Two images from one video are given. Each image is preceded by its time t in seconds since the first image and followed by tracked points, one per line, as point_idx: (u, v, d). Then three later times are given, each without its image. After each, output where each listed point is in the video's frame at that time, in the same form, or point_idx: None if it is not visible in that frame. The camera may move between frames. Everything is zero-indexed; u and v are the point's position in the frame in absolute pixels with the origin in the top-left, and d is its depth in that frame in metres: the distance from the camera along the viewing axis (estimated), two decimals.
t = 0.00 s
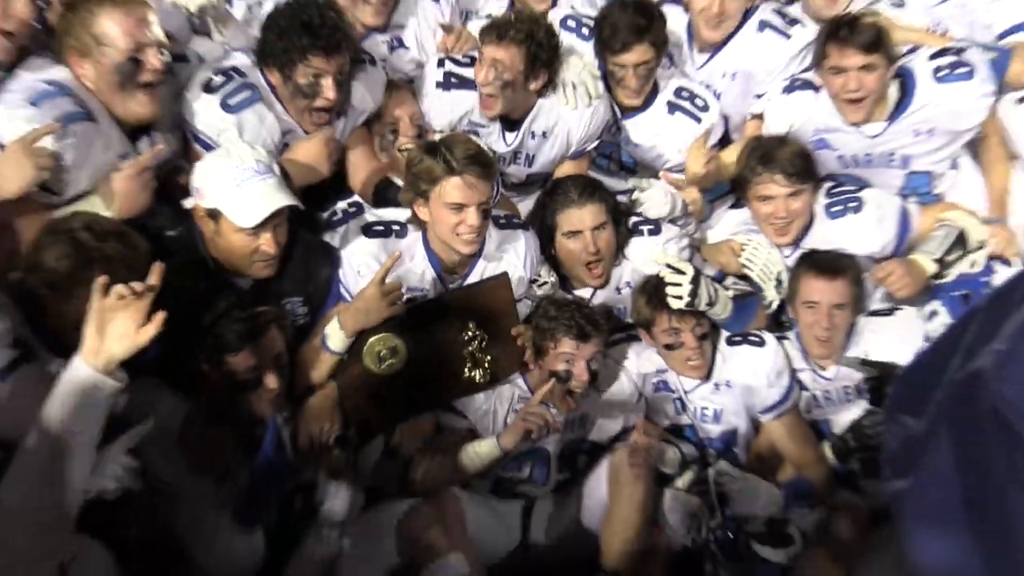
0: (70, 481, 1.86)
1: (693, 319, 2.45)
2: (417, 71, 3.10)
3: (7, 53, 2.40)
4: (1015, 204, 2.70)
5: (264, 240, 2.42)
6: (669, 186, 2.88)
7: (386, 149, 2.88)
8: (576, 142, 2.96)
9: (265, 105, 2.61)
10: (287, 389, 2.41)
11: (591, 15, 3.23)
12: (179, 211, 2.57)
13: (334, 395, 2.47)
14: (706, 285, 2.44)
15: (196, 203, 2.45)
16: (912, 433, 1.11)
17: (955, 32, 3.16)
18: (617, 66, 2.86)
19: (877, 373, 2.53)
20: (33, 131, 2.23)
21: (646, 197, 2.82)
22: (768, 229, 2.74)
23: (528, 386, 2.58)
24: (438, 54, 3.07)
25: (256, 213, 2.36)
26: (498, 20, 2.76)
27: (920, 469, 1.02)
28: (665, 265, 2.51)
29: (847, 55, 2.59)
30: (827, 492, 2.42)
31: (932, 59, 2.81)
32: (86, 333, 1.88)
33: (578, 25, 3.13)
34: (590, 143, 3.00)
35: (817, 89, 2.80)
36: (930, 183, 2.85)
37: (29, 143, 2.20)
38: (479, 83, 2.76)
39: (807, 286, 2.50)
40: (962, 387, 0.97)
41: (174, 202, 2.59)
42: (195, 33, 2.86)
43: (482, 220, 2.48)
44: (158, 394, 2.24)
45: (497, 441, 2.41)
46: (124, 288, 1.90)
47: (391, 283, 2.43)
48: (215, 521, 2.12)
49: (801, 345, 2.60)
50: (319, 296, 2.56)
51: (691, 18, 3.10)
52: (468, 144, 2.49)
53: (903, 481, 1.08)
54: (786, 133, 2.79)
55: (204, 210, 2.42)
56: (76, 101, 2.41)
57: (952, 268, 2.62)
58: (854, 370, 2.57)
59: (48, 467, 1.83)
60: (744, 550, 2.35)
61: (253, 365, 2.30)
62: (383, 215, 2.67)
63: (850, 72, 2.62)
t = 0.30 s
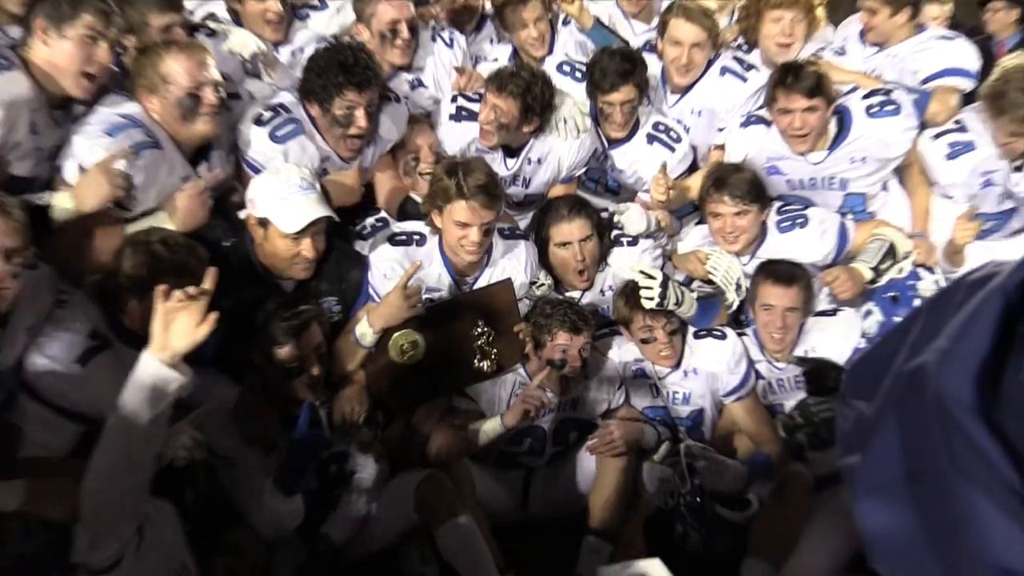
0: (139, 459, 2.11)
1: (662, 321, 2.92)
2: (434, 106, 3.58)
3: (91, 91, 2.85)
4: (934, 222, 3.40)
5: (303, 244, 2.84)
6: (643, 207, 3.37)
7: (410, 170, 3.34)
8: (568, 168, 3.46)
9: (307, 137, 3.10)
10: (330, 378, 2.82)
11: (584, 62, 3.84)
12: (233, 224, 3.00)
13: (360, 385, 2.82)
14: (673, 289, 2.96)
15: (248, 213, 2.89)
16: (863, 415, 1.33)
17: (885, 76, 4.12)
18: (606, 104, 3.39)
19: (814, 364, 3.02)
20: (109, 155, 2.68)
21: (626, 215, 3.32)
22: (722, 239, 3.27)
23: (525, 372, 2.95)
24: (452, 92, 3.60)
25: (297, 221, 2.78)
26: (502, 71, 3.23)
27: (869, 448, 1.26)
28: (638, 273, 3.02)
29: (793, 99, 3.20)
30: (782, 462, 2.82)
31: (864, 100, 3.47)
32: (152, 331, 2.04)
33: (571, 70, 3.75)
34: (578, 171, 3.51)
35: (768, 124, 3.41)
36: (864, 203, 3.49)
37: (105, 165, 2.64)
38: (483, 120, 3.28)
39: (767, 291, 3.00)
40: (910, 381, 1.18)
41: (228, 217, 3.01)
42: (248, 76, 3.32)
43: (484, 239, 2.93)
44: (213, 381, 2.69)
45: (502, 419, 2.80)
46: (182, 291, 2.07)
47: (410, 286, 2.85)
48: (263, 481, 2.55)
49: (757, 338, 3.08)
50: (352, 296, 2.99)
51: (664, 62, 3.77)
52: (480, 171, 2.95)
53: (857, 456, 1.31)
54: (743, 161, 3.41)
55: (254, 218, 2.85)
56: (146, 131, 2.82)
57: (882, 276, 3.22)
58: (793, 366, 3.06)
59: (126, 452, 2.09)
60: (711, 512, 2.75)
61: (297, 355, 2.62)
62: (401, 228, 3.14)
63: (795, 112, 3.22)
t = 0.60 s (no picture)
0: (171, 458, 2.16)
1: (659, 323, 3.09)
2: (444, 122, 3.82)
3: (124, 110, 2.98)
4: (913, 232, 3.67)
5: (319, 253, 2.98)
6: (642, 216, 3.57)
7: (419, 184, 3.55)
8: (566, 184, 3.64)
9: (324, 151, 3.28)
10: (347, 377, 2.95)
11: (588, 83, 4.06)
12: (256, 233, 3.16)
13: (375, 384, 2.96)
14: (670, 292, 3.09)
15: (269, 224, 3.04)
16: (864, 414, 1.28)
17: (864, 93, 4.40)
18: (608, 123, 3.61)
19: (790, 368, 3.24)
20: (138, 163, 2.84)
21: (625, 224, 3.54)
22: (713, 246, 3.47)
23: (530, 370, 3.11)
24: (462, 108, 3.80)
25: (314, 232, 2.93)
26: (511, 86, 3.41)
27: (871, 445, 1.23)
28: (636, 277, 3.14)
29: (779, 114, 3.41)
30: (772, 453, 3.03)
31: (847, 117, 3.70)
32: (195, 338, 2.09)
33: (576, 89, 3.97)
34: (577, 184, 3.68)
35: (756, 140, 3.63)
36: (848, 213, 3.73)
37: (134, 173, 2.80)
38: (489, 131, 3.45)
39: (772, 302, 3.20)
40: (910, 383, 1.16)
41: (252, 227, 3.17)
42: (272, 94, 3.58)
43: (490, 242, 3.12)
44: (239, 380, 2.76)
45: (508, 419, 2.97)
46: (225, 300, 2.09)
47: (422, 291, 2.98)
48: (282, 475, 2.72)
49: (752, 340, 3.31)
50: (367, 301, 3.14)
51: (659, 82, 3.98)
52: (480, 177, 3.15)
53: (858, 454, 1.27)
54: (734, 174, 3.61)
55: (275, 230, 3.00)
56: (175, 147, 2.99)
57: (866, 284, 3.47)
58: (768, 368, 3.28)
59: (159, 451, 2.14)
60: (707, 505, 2.92)
61: (316, 357, 2.73)
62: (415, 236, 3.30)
63: (781, 127, 3.43)
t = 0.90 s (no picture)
0: (176, 472, 2.15)
1: (665, 335, 3.06)
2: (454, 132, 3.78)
3: (134, 116, 2.96)
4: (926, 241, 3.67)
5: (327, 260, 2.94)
6: (652, 224, 3.56)
7: (427, 194, 3.53)
8: (572, 196, 3.63)
9: (332, 159, 3.27)
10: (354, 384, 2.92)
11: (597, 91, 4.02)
12: (265, 241, 3.16)
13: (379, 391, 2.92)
14: (678, 300, 3.13)
15: (276, 234, 3.01)
16: (892, 425, 1.32)
17: (870, 99, 4.37)
18: (619, 131, 3.61)
19: (806, 370, 3.22)
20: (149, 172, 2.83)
21: (635, 232, 3.52)
22: (724, 254, 3.46)
23: (539, 380, 3.07)
24: (471, 117, 3.79)
25: (320, 240, 2.90)
26: (517, 96, 3.42)
27: (898, 457, 1.25)
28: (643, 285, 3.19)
29: (790, 118, 3.40)
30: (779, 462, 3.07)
31: (856, 122, 3.68)
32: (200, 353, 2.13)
33: (586, 98, 3.92)
34: (584, 200, 3.67)
35: (766, 146, 3.59)
36: (859, 219, 3.69)
37: (145, 182, 2.79)
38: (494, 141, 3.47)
39: (780, 302, 3.21)
40: (938, 396, 1.20)
41: (259, 233, 3.16)
42: (281, 103, 3.58)
43: (500, 250, 3.10)
44: (245, 386, 2.67)
45: (514, 426, 2.99)
46: (233, 317, 2.17)
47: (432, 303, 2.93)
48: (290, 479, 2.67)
49: (762, 347, 3.30)
50: (375, 309, 3.11)
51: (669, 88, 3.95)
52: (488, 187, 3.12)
53: (885, 465, 1.29)
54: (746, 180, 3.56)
55: (281, 239, 2.96)
56: (184, 155, 2.98)
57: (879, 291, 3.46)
58: (786, 372, 3.26)
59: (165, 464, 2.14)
60: (717, 514, 2.90)
61: (325, 365, 2.68)
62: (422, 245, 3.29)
63: (792, 132, 3.42)
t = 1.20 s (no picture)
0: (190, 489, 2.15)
1: (679, 342, 3.04)
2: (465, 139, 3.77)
3: (146, 124, 2.96)
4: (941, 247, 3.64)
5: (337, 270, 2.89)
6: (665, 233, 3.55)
7: (440, 203, 3.52)
8: (581, 208, 3.61)
9: (342, 165, 3.23)
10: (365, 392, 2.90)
11: (610, 101, 3.97)
12: (274, 249, 3.12)
13: (388, 399, 2.90)
14: (692, 311, 3.05)
15: (289, 243, 2.96)
16: (923, 428, 1.10)
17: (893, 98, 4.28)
18: (631, 139, 3.61)
19: (822, 373, 3.17)
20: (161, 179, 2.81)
21: (648, 241, 3.50)
22: (737, 262, 3.45)
23: (552, 389, 3.02)
24: (484, 125, 3.77)
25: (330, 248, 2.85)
26: (527, 104, 3.44)
27: (934, 463, 1.04)
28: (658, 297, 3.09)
29: (800, 126, 3.40)
30: (794, 470, 3.02)
31: (868, 129, 3.67)
32: (203, 374, 2.09)
33: (599, 108, 3.88)
34: (593, 211, 3.64)
35: (777, 154, 3.60)
36: (871, 227, 3.69)
37: (158, 188, 2.76)
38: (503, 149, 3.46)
39: (789, 301, 3.18)
40: (978, 398, 1.01)
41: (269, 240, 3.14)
42: (292, 110, 3.57)
43: (512, 259, 3.09)
44: (256, 395, 2.70)
45: (529, 434, 2.90)
46: (233, 336, 2.10)
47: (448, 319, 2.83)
48: (300, 488, 2.70)
49: (775, 354, 3.23)
50: (387, 317, 3.09)
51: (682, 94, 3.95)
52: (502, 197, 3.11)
53: (919, 474, 1.07)
54: (757, 188, 3.57)
55: (292, 248, 2.92)
56: (196, 161, 2.95)
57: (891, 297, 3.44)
58: (802, 379, 3.20)
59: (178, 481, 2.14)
60: (729, 522, 2.92)
61: (336, 374, 2.65)
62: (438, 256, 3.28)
63: (802, 140, 3.42)
